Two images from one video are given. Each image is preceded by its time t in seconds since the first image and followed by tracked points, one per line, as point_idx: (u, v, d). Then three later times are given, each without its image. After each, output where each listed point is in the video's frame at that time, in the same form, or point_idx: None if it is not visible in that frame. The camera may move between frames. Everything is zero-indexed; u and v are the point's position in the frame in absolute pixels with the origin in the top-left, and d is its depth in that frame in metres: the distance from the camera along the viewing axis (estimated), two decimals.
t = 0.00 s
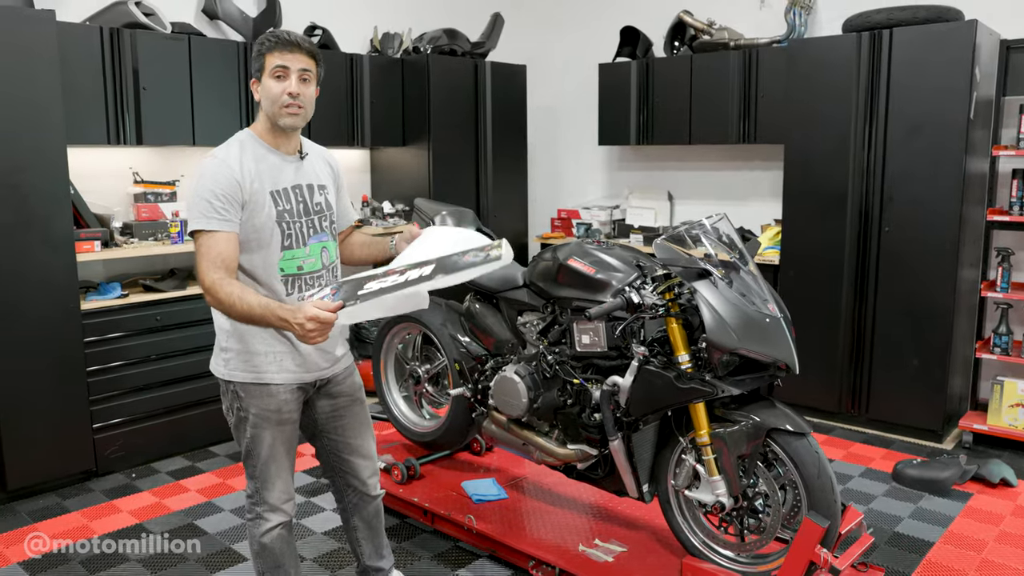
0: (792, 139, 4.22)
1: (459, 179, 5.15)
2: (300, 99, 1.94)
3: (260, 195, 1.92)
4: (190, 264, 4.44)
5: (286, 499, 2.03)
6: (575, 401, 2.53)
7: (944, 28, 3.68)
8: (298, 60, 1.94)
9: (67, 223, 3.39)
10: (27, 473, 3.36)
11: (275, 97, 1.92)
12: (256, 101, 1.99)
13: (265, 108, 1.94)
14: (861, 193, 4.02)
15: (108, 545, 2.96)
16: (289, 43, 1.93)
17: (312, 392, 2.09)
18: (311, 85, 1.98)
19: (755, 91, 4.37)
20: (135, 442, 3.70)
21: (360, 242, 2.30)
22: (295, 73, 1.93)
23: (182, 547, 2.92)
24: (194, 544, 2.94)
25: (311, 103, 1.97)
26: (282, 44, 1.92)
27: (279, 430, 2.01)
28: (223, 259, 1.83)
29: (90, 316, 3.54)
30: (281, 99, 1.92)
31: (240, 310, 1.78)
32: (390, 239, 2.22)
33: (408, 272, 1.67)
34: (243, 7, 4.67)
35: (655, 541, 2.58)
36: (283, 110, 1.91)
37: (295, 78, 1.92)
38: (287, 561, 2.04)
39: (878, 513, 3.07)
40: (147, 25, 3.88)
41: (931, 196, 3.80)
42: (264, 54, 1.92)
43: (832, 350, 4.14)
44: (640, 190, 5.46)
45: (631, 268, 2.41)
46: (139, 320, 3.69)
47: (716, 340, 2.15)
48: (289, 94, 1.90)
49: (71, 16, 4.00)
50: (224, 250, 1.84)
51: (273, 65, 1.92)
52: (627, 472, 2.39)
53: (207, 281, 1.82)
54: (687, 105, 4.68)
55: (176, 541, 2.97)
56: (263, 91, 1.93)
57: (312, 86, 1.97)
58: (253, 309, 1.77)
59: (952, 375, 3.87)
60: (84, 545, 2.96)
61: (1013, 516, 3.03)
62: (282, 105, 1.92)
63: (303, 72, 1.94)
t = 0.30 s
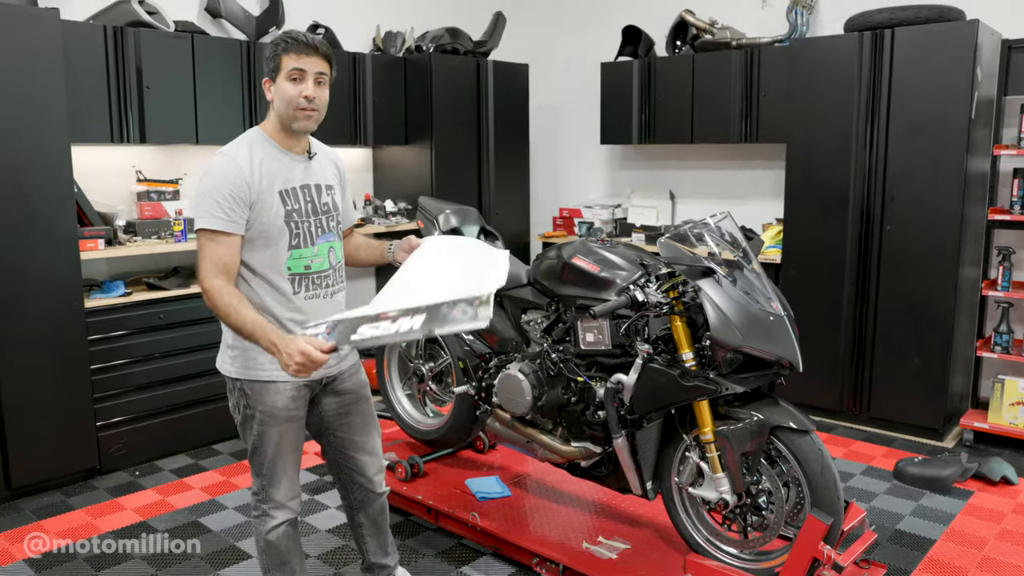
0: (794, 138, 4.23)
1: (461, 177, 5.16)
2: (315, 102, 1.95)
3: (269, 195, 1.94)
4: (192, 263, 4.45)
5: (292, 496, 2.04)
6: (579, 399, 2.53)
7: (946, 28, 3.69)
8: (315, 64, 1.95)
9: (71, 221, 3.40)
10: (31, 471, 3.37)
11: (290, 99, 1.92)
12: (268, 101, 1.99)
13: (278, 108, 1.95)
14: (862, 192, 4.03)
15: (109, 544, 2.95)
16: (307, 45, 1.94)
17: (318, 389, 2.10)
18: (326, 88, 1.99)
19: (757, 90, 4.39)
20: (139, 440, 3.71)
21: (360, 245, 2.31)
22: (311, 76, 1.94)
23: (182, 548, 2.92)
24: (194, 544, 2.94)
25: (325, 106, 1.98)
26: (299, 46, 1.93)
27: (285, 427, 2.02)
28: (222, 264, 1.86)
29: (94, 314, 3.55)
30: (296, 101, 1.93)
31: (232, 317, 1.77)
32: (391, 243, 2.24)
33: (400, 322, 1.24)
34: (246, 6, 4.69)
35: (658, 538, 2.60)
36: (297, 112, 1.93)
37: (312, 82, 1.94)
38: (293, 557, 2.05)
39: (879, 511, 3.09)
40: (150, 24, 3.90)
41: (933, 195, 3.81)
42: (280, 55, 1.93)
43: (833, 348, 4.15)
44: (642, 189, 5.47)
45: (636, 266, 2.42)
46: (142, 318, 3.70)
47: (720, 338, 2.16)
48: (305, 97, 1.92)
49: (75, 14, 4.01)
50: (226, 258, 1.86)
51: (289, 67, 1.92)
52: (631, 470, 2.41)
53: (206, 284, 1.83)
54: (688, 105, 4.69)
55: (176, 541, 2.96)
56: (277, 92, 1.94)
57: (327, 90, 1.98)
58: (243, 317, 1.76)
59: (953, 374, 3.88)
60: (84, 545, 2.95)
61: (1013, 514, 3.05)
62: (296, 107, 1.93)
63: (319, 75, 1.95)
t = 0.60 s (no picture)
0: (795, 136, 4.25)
1: (463, 176, 5.18)
2: (321, 99, 1.95)
3: (274, 194, 1.96)
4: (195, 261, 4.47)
5: (297, 492, 2.06)
6: (581, 396, 2.55)
7: (946, 27, 3.70)
8: (320, 59, 1.95)
9: (74, 220, 3.42)
10: (36, 468, 3.39)
11: (296, 96, 1.93)
12: (275, 99, 2.00)
13: (285, 106, 1.96)
14: (862, 190, 4.05)
15: (109, 544, 2.95)
16: (310, 41, 1.94)
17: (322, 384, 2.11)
18: (332, 84, 2.00)
19: (758, 89, 4.40)
20: (142, 438, 3.73)
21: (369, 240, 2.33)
22: (317, 72, 1.94)
23: (182, 547, 2.91)
24: (194, 545, 2.93)
25: (332, 102, 1.99)
26: (304, 43, 1.93)
27: (291, 423, 2.04)
28: (218, 260, 1.87)
29: (97, 312, 3.57)
30: (303, 98, 1.94)
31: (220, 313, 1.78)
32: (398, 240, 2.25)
33: (407, 387, 1.45)
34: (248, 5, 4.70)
35: (660, 534, 2.62)
36: (304, 110, 1.94)
37: (317, 77, 1.94)
38: (299, 552, 2.07)
39: (879, 507, 3.11)
40: (153, 22, 3.91)
41: (933, 194, 3.82)
42: (285, 52, 1.93)
43: (833, 345, 4.17)
44: (643, 187, 5.49)
45: (638, 264, 2.44)
46: (145, 316, 3.71)
47: (722, 336, 2.18)
48: (311, 93, 1.92)
49: (77, 12, 4.03)
50: (223, 254, 1.88)
51: (294, 64, 1.93)
52: (633, 467, 2.43)
53: (202, 279, 1.84)
54: (689, 104, 4.70)
55: (177, 541, 2.96)
56: (284, 90, 1.94)
57: (333, 85, 1.99)
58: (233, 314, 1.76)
59: (952, 372, 3.90)
60: (85, 544, 2.95)
61: (1011, 510, 3.07)
62: (303, 104, 1.94)
63: (324, 71, 1.96)
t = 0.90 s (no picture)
0: (794, 134, 4.26)
1: (464, 173, 5.19)
2: (334, 95, 1.98)
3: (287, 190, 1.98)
4: (196, 259, 4.49)
5: (307, 485, 2.08)
6: (584, 392, 2.56)
7: (944, 26, 3.72)
8: (333, 56, 1.98)
9: (76, 217, 3.43)
10: (39, 465, 3.41)
11: (309, 93, 1.96)
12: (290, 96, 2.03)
13: (299, 103, 1.99)
14: (861, 188, 4.06)
15: (108, 545, 2.93)
16: (323, 39, 1.98)
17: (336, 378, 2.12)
18: (345, 80, 2.02)
19: (757, 88, 4.42)
20: (144, 435, 3.75)
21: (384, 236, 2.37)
22: (330, 69, 1.97)
23: (182, 547, 2.90)
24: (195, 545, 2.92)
25: (346, 98, 2.01)
26: (316, 41, 1.97)
27: (303, 416, 2.06)
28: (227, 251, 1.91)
29: (100, 309, 3.58)
30: (315, 94, 1.97)
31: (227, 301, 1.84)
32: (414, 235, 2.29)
33: (435, 391, 1.78)
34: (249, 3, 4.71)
35: (662, 529, 2.63)
36: (317, 105, 1.96)
37: (330, 74, 1.97)
38: (305, 545, 2.09)
39: (878, 502, 3.13)
40: (154, 20, 3.93)
41: (932, 192, 3.84)
42: (299, 49, 1.97)
43: (832, 343, 4.19)
44: (643, 185, 5.51)
45: (640, 261, 2.47)
46: (147, 314, 3.73)
47: (723, 332, 2.20)
48: (323, 90, 1.95)
49: (79, 9, 4.04)
50: (231, 244, 1.91)
51: (308, 62, 1.96)
52: (634, 461, 2.45)
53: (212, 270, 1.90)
54: (689, 102, 4.72)
55: (176, 541, 2.95)
56: (297, 87, 1.98)
57: (346, 81, 2.01)
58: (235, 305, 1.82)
59: (950, 368, 3.93)
60: (84, 545, 2.94)
61: (1008, 505, 3.09)
62: (316, 100, 1.97)
63: (337, 67, 1.99)
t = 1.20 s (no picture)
0: (792, 131, 4.28)
1: (463, 170, 5.21)
2: (372, 94, 2.00)
3: (318, 182, 2.00)
4: (196, 256, 4.50)
5: (325, 477, 2.11)
6: (585, 386, 2.58)
7: (941, 24, 3.74)
8: (374, 55, 2.00)
9: (77, 214, 3.44)
10: (40, 461, 3.42)
11: (348, 89, 1.98)
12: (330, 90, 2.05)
13: (338, 99, 2.01)
14: (859, 185, 4.09)
15: (108, 545, 2.91)
16: (366, 37, 1.99)
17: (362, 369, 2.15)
18: (384, 80, 2.04)
19: (756, 85, 4.43)
20: (146, 431, 3.77)
21: (414, 236, 2.39)
22: (370, 67, 1.99)
23: (181, 548, 2.88)
24: (194, 545, 2.89)
25: (383, 98, 2.03)
26: (359, 38, 1.99)
27: (325, 405, 2.09)
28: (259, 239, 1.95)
29: (100, 306, 3.60)
30: (354, 91, 1.98)
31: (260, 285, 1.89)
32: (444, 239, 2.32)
33: (460, 396, 1.90)
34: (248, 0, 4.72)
35: (662, 523, 2.66)
36: (354, 103, 1.98)
37: (369, 73, 1.99)
38: (315, 540, 2.12)
39: (876, 496, 3.16)
40: (154, 16, 3.93)
41: (929, 189, 3.87)
42: (341, 45, 1.99)
43: (830, 339, 4.22)
44: (642, 182, 5.52)
45: (640, 257, 2.47)
46: (147, 310, 3.74)
47: (724, 327, 2.22)
48: (363, 88, 1.97)
49: (78, 6, 4.04)
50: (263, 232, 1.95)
51: (349, 58, 1.98)
52: (635, 456, 2.46)
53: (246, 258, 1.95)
54: (688, 99, 4.73)
55: (176, 541, 2.92)
56: (337, 82, 2.00)
57: (385, 81, 2.03)
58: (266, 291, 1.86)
59: (947, 364, 3.95)
60: (84, 545, 2.92)
61: (1004, 498, 3.12)
62: (355, 98, 1.98)
63: (377, 67, 2.00)
